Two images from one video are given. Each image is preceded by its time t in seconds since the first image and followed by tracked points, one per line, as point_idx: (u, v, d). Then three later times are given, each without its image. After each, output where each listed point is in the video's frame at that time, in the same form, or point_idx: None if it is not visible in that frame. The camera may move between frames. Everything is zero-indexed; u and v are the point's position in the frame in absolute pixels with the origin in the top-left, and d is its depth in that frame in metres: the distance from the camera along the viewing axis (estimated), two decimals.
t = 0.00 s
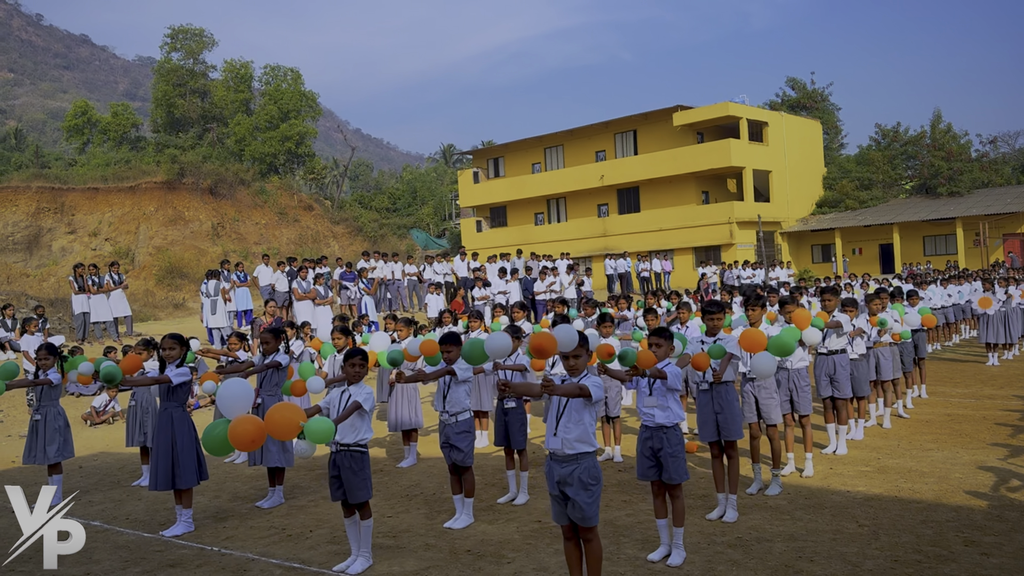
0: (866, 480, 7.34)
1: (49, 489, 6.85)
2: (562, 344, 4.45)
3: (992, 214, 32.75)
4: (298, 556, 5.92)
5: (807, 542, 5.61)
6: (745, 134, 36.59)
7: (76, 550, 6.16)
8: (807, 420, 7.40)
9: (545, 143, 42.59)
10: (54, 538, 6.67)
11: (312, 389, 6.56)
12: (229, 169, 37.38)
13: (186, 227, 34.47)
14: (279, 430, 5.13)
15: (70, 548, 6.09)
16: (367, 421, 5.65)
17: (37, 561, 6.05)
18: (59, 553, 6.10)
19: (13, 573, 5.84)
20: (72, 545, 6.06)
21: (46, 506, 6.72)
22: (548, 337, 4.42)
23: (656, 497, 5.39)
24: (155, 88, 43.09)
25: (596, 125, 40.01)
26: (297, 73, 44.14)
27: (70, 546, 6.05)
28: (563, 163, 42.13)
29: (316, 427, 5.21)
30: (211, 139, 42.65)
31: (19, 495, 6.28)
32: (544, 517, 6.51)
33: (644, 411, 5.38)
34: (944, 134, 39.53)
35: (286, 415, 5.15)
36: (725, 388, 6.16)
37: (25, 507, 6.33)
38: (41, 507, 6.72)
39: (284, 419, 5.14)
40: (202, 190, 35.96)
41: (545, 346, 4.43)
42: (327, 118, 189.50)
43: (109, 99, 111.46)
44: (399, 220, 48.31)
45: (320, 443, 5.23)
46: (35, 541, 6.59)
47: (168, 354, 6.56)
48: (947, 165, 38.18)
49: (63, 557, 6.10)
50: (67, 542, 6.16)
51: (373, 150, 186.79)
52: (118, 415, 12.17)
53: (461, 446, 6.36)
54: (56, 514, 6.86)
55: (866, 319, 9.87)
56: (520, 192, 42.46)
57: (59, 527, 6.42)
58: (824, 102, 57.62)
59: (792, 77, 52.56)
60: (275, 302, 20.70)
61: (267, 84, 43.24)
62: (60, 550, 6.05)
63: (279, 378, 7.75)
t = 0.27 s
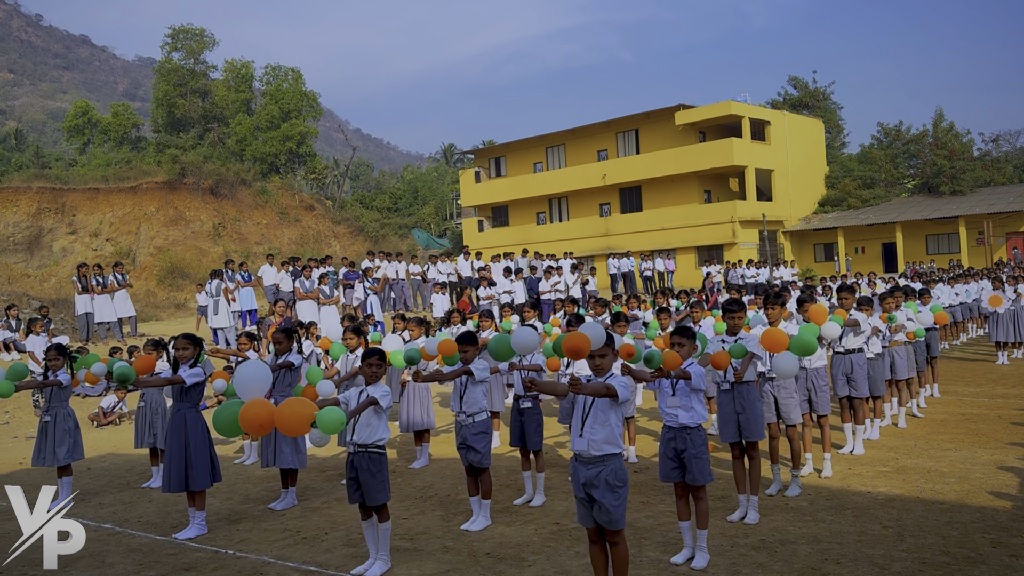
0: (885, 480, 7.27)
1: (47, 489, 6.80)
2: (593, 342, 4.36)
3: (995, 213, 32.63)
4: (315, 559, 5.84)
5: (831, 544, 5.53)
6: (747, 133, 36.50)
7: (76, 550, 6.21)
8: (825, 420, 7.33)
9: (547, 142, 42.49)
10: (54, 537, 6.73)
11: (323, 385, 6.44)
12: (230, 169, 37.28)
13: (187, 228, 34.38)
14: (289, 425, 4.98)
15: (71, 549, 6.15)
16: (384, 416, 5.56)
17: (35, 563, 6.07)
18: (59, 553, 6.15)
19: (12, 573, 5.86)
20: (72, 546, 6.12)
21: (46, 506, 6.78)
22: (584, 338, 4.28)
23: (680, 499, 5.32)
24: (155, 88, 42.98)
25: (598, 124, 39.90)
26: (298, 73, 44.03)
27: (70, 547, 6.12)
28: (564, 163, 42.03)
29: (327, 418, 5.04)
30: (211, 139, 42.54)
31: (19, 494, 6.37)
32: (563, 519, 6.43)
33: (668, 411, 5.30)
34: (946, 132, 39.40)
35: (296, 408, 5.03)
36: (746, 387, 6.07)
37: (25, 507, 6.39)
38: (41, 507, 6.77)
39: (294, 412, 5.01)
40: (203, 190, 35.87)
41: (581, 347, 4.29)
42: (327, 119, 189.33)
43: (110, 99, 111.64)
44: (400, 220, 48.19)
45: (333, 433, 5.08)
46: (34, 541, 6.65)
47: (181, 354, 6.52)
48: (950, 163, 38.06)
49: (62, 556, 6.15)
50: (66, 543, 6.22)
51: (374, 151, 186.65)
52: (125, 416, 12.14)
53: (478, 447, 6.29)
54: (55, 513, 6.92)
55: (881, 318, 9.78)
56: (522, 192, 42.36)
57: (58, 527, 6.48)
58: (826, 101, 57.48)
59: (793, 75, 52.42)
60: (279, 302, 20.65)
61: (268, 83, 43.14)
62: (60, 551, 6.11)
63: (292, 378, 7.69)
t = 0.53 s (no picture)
0: (907, 480, 7.20)
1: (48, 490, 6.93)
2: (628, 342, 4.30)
3: (995, 211, 32.59)
4: (337, 560, 5.77)
5: (861, 545, 5.46)
6: (748, 131, 36.44)
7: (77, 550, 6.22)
8: (845, 419, 7.27)
9: (547, 140, 42.40)
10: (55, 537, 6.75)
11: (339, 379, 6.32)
12: (229, 168, 37.14)
13: (185, 226, 34.25)
14: (318, 407, 5.01)
15: (70, 549, 6.15)
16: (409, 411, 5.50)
17: (36, 562, 6.08)
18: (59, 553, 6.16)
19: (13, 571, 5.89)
20: (72, 546, 6.15)
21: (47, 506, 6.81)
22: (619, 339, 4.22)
23: (709, 499, 5.25)
24: (153, 86, 42.81)
25: (598, 123, 39.81)
26: (297, 71, 43.90)
27: (71, 546, 6.13)
28: (564, 161, 41.93)
29: (351, 410, 5.01)
30: (210, 137, 42.39)
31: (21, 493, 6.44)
32: (584, 520, 6.37)
33: (696, 412, 5.24)
34: (946, 131, 39.33)
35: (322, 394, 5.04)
36: (773, 386, 6.02)
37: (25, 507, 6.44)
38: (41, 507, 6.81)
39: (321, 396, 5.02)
40: (202, 188, 35.74)
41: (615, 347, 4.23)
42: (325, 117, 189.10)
43: (106, 97, 111.51)
44: (399, 218, 48.06)
45: (356, 426, 5.02)
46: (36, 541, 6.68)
47: (199, 354, 6.44)
48: (950, 162, 37.99)
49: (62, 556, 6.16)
50: (67, 543, 6.25)
51: (371, 149, 186.46)
52: (131, 415, 12.10)
53: (499, 447, 6.22)
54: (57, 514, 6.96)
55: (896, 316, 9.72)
56: (522, 190, 42.25)
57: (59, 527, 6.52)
58: (825, 99, 57.41)
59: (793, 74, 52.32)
60: (282, 301, 20.59)
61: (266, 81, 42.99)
62: (61, 551, 6.12)
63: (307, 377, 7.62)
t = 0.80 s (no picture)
0: (927, 478, 7.17)
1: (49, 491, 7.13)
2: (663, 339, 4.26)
3: (992, 209, 32.59)
4: (357, 562, 5.70)
5: (887, 545, 5.41)
6: (745, 129, 36.42)
7: (78, 551, 6.19)
8: (864, 418, 7.26)
9: (544, 138, 42.32)
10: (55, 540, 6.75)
11: (356, 374, 6.20)
12: (224, 165, 36.97)
13: (181, 224, 34.14)
14: (344, 405, 5.01)
15: (72, 549, 6.15)
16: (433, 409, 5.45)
17: (37, 560, 6.14)
18: (58, 555, 6.12)
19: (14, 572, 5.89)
20: (72, 545, 6.19)
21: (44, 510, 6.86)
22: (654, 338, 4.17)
23: (735, 500, 5.19)
24: (148, 83, 42.62)
25: (596, 120, 39.75)
26: (293, 68, 43.75)
27: (71, 547, 6.18)
28: (561, 159, 41.86)
29: (380, 414, 4.94)
30: (205, 134, 42.22)
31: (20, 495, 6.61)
32: (604, 520, 6.32)
33: (724, 411, 5.20)
34: (943, 128, 39.25)
35: (351, 396, 5.03)
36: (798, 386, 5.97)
37: (26, 508, 6.54)
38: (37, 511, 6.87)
39: (348, 393, 5.04)
40: (197, 186, 35.59)
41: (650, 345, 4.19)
42: (320, 115, 188.67)
43: (100, 95, 111.12)
44: (395, 216, 47.92)
45: (384, 430, 4.97)
46: (36, 543, 6.66)
47: (215, 352, 6.43)
48: (947, 160, 37.91)
49: (63, 558, 6.12)
50: (67, 543, 6.28)
51: (366, 147, 186.12)
52: (136, 414, 12.04)
53: (519, 446, 6.14)
54: (56, 516, 7.06)
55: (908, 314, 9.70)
56: (518, 188, 42.18)
57: (61, 529, 6.57)
58: (823, 97, 57.35)
59: (790, 72, 52.29)
60: (283, 299, 20.53)
61: (262, 79, 42.84)
62: (60, 551, 6.15)
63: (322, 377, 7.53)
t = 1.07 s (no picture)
0: (940, 474, 7.15)
1: (50, 490, 7.12)
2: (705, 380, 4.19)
3: (986, 206, 32.64)
4: (374, 560, 5.65)
5: (907, 541, 5.39)
6: (740, 126, 36.43)
7: (79, 551, 6.10)
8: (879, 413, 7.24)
9: (538, 135, 42.24)
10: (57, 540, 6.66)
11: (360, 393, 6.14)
12: (217, 162, 36.77)
13: (174, 221, 33.95)
14: (410, 431, 4.77)
15: (73, 549, 6.06)
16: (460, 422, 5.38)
17: (39, 560, 6.07)
18: (59, 555, 6.02)
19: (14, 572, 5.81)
20: (72, 546, 6.09)
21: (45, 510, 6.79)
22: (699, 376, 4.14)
23: (757, 496, 5.16)
24: (140, 80, 42.39)
25: (590, 117, 39.70)
26: (286, 64, 43.56)
27: (71, 546, 6.08)
28: (556, 156, 41.79)
29: (444, 439, 4.89)
30: (198, 131, 42.01)
31: (18, 496, 6.61)
32: (620, 516, 6.27)
33: (746, 407, 5.16)
34: (936, 125, 39.21)
35: (414, 421, 4.80)
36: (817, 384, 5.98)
37: (24, 508, 6.50)
38: (36, 511, 6.80)
39: (407, 419, 4.79)
40: (190, 182, 35.39)
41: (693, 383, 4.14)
42: (312, 112, 188.13)
43: (90, 91, 110.60)
44: (389, 212, 47.77)
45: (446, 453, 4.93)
46: (37, 544, 6.56)
47: (226, 348, 6.42)
48: (940, 156, 37.90)
49: (64, 559, 6.00)
50: (67, 543, 6.18)
51: (359, 144, 185.63)
52: (136, 411, 11.96)
53: (535, 443, 6.06)
54: (58, 515, 7.00)
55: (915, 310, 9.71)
56: (513, 185, 42.09)
57: (61, 529, 6.49)
58: (816, 94, 57.38)
59: (783, 69, 52.28)
60: (281, 296, 20.42)
61: (255, 75, 42.65)
62: (61, 550, 6.06)
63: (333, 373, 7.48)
